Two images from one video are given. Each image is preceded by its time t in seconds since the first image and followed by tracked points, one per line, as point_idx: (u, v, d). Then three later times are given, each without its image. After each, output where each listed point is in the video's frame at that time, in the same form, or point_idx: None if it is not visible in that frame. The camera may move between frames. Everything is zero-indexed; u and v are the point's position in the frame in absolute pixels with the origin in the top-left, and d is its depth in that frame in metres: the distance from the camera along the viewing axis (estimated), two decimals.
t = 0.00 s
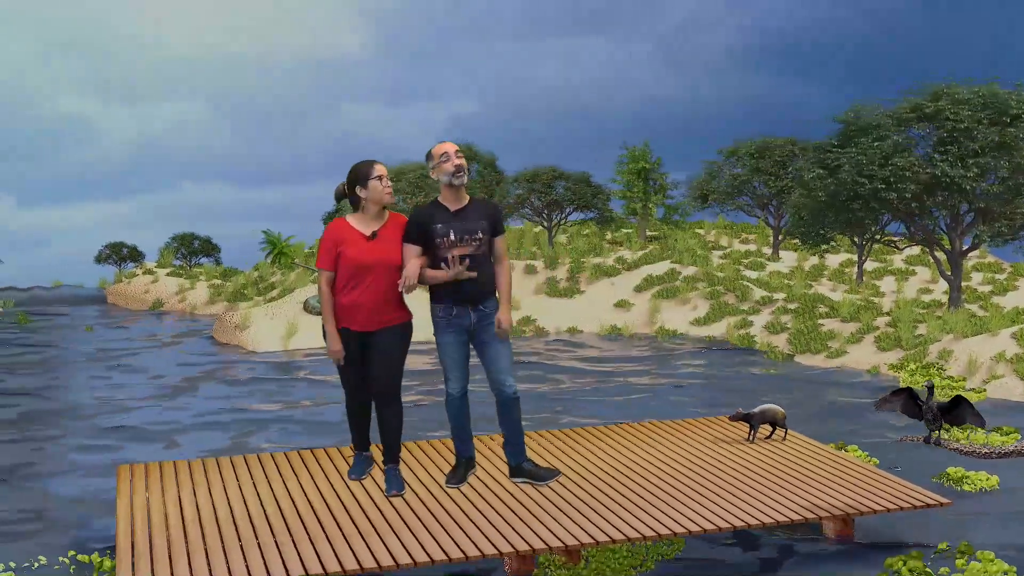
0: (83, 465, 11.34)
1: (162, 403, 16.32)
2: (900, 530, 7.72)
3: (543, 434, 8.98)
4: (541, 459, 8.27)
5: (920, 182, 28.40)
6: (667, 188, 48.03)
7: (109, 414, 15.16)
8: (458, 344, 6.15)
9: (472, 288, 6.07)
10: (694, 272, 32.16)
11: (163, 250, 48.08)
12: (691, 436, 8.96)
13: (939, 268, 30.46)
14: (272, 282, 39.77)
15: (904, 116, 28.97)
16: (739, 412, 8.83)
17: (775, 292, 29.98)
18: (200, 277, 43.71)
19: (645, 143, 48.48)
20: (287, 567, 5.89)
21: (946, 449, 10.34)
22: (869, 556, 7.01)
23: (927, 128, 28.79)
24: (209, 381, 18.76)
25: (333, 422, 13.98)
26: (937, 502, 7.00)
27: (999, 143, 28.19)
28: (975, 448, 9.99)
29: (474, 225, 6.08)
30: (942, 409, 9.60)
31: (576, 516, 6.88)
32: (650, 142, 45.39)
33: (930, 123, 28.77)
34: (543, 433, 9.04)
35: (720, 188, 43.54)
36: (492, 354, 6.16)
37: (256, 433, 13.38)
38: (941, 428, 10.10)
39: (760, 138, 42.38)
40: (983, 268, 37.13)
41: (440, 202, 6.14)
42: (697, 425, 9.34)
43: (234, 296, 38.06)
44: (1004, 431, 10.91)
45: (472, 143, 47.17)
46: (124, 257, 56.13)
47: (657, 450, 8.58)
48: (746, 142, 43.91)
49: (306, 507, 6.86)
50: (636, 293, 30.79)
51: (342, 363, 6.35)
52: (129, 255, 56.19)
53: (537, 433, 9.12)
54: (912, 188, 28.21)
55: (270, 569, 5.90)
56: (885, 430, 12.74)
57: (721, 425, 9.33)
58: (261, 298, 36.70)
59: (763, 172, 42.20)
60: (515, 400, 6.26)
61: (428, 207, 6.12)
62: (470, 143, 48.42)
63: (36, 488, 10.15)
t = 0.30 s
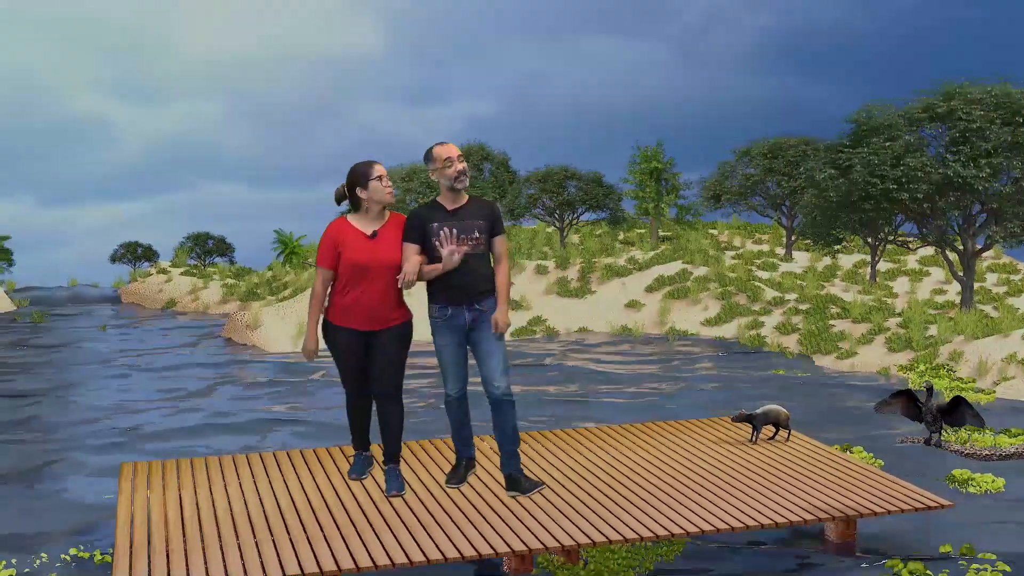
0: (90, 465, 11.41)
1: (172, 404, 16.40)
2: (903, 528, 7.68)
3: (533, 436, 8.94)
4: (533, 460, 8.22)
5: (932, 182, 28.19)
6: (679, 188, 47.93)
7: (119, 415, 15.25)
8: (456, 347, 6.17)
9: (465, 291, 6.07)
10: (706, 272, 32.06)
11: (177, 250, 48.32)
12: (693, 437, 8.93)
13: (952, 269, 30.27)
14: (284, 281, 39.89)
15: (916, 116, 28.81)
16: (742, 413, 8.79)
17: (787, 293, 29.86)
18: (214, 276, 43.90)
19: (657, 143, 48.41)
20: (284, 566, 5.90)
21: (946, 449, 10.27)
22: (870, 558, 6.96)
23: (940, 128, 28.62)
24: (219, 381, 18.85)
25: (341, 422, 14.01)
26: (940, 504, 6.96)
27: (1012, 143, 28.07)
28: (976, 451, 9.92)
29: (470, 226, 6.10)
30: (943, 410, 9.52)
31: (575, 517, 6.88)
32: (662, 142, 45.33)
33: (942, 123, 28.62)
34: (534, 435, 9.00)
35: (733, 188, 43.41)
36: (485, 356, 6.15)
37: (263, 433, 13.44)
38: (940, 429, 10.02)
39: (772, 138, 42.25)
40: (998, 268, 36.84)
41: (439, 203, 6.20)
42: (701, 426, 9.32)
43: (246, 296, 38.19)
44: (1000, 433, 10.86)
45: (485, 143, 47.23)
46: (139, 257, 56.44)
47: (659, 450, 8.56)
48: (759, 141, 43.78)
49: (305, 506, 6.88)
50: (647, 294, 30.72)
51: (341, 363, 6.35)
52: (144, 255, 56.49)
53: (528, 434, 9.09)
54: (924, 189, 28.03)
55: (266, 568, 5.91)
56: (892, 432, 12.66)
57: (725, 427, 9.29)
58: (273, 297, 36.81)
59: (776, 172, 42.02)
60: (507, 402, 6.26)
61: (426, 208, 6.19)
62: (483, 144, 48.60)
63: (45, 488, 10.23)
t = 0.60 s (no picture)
0: (99, 466, 11.49)
1: (184, 404, 16.49)
2: (906, 528, 7.63)
3: (521, 438, 8.92)
4: (516, 464, 8.20)
5: (946, 182, 27.96)
6: (694, 188, 47.82)
7: (131, 415, 15.35)
8: (457, 346, 6.18)
9: (466, 292, 6.04)
10: (719, 272, 31.92)
11: (194, 249, 48.60)
12: (696, 439, 8.91)
13: (966, 270, 30.07)
14: (299, 280, 40.03)
15: (930, 116, 28.64)
16: (744, 415, 8.74)
17: (801, 294, 29.73)
18: (229, 276, 44.13)
19: (672, 143, 48.32)
20: (281, 565, 5.93)
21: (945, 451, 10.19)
22: (872, 560, 6.91)
23: (954, 128, 28.47)
24: (232, 381, 18.94)
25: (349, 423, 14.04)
26: (942, 506, 6.93)
27: None
28: (977, 454, 9.81)
29: (471, 227, 6.09)
30: (942, 412, 9.44)
31: (573, 518, 6.89)
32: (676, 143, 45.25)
33: (956, 122, 28.46)
34: (520, 437, 8.99)
35: (748, 188, 43.27)
36: (479, 357, 6.07)
37: (272, 434, 13.50)
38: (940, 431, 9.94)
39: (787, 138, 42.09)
40: (1015, 269, 36.53)
41: (441, 204, 6.20)
42: (704, 426, 9.31)
43: (261, 295, 38.33)
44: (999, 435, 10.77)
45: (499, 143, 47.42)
46: (156, 256, 56.79)
47: (661, 451, 8.54)
48: (774, 142, 43.64)
49: (304, 506, 6.90)
50: (659, 294, 30.65)
51: (347, 361, 6.39)
52: (161, 254, 56.84)
53: (514, 436, 9.09)
54: (938, 189, 27.83)
55: (263, 565, 5.94)
56: (902, 434, 12.56)
57: (727, 428, 9.26)
58: (287, 297, 36.95)
59: (791, 172, 41.84)
60: (499, 407, 6.12)
61: (429, 209, 6.20)
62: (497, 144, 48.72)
63: (54, 487, 10.31)
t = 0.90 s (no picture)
0: (108, 466, 11.55)
1: (194, 404, 16.55)
2: (908, 529, 7.58)
3: (526, 438, 8.95)
4: (518, 465, 8.19)
5: (959, 183, 27.80)
6: (707, 188, 47.70)
7: (141, 414, 15.44)
8: (454, 350, 6.15)
9: (461, 295, 5.96)
10: (731, 273, 31.75)
11: (208, 248, 48.81)
12: (700, 439, 8.89)
13: (979, 270, 29.86)
14: (312, 280, 40.13)
15: (942, 116, 28.53)
16: (748, 416, 8.72)
17: (813, 294, 29.59)
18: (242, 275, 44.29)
19: (684, 143, 48.24)
20: (279, 564, 5.94)
21: (948, 454, 10.07)
22: (873, 561, 6.88)
23: (967, 128, 28.36)
24: (242, 381, 18.99)
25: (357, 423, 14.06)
26: (942, 509, 6.88)
27: None
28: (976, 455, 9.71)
29: (473, 228, 5.93)
30: (944, 413, 9.39)
31: (572, 519, 6.90)
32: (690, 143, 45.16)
33: (969, 122, 28.35)
34: (523, 437, 8.99)
35: (761, 188, 43.10)
36: (473, 363, 6.01)
37: (281, 435, 13.54)
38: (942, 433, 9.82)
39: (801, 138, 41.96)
40: None
41: (449, 201, 6.06)
42: (708, 427, 9.30)
43: (274, 295, 38.45)
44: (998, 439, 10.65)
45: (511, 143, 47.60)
46: (170, 255, 57.08)
47: (664, 452, 8.53)
48: (788, 141, 43.51)
49: (305, 505, 6.93)
50: (670, 295, 30.58)
51: (352, 362, 6.46)
52: (176, 254, 57.11)
53: (519, 436, 9.11)
54: (951, 189, 27.65)
55: (261, 564, 5.97)
56: (912, 437, 12.45)
57: (732, 429, 9.23)
58: (299, 296, 37.05)
59: (804, 172, 41.65)
60: (493, 414, 6.04)
61: (438, 206, 6.09)
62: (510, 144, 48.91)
63: (64, 486, 10.39)
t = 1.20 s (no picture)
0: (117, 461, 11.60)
1: (202, 401, 16.58)
2: (911, 530, 7.54)
3: (529, 438, 8.95)
4: (519, 465, 8.18)
5: (971, 183, 27.62)
6: (720, 188, 47.59)
7: (151, 411, 15.51)
8: (453, 352, 6.08)
9: (463, 296, 5.93)
10: (744, 274, 31.52)
11: (222, 248, 49.00)
12: (703, 440, 8.87)
13: (991, 271, 29.65)
14: (324, 280, 40.22)
15: (955, 116, 28.38)
16: (751, 416, 8.69)
17: (825, 295, 29.41)
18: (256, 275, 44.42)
19: (697, 143, 48.15)
20: (283, 561, 6.00)
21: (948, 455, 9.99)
22: (874, 562, 6.84)
23: (979, 128, 28.18)
24: (251, 379, 19.03)
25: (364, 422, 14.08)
26: (942, 511, 6.86)
27: None
28: (976, 457, 9.63)
29: (481, 225, 5.89)
30: (944, 415, 9.31)
31: (572, 519, 6.91)
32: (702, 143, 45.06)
33: (982, 123, 28.18)
34: (527, 436, 8.99)
35: (774, 189, 42.95)
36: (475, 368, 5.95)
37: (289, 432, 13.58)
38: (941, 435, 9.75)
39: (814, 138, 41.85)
40: None
41: (469, 196, 6.06)
42: (711, 428, 9.28)
43: (287, 294, 38.53)
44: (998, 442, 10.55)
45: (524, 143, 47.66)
46: (185, 255, 57.31)
47: (667, 452, 8.52)
48: (802, 142, 43.41)
49: (305, 504, 6.95)
50: (681, 296, 30.50)
51: (359, 361, 6.46)
52: (190, 253, 57.34)
53: (522, 435, 9.12)
54: (963, 190, 27.46)
55: (259, 562, 6.00)
56: (920, 440, 12.34)
57: (735, 430, 9.21)
58: (310, 296, 37.13)
59: (818, 172, 41.47)
60: (498, 419, 6.00)
61: (461, 199, 6.10)
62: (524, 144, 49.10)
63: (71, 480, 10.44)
